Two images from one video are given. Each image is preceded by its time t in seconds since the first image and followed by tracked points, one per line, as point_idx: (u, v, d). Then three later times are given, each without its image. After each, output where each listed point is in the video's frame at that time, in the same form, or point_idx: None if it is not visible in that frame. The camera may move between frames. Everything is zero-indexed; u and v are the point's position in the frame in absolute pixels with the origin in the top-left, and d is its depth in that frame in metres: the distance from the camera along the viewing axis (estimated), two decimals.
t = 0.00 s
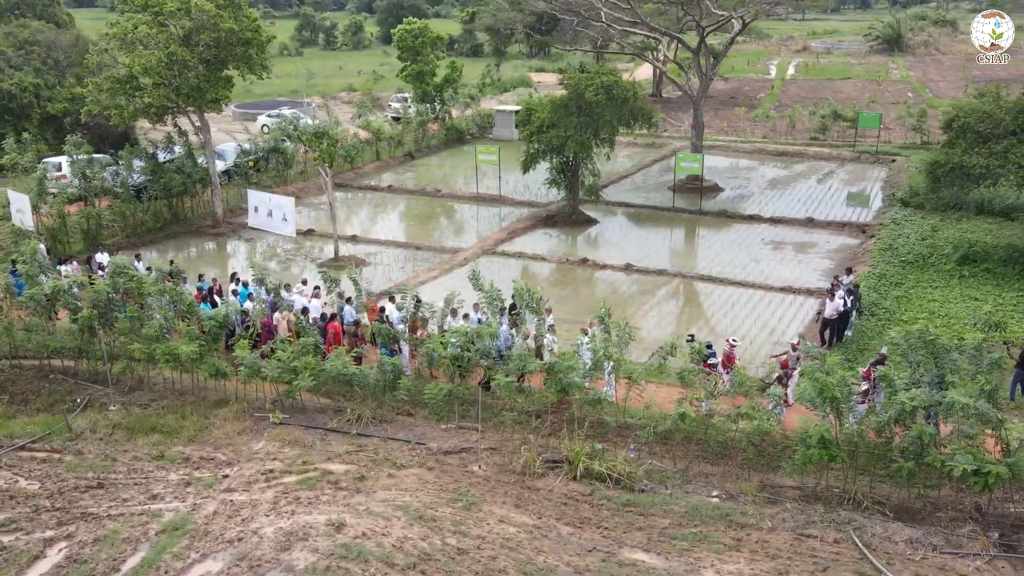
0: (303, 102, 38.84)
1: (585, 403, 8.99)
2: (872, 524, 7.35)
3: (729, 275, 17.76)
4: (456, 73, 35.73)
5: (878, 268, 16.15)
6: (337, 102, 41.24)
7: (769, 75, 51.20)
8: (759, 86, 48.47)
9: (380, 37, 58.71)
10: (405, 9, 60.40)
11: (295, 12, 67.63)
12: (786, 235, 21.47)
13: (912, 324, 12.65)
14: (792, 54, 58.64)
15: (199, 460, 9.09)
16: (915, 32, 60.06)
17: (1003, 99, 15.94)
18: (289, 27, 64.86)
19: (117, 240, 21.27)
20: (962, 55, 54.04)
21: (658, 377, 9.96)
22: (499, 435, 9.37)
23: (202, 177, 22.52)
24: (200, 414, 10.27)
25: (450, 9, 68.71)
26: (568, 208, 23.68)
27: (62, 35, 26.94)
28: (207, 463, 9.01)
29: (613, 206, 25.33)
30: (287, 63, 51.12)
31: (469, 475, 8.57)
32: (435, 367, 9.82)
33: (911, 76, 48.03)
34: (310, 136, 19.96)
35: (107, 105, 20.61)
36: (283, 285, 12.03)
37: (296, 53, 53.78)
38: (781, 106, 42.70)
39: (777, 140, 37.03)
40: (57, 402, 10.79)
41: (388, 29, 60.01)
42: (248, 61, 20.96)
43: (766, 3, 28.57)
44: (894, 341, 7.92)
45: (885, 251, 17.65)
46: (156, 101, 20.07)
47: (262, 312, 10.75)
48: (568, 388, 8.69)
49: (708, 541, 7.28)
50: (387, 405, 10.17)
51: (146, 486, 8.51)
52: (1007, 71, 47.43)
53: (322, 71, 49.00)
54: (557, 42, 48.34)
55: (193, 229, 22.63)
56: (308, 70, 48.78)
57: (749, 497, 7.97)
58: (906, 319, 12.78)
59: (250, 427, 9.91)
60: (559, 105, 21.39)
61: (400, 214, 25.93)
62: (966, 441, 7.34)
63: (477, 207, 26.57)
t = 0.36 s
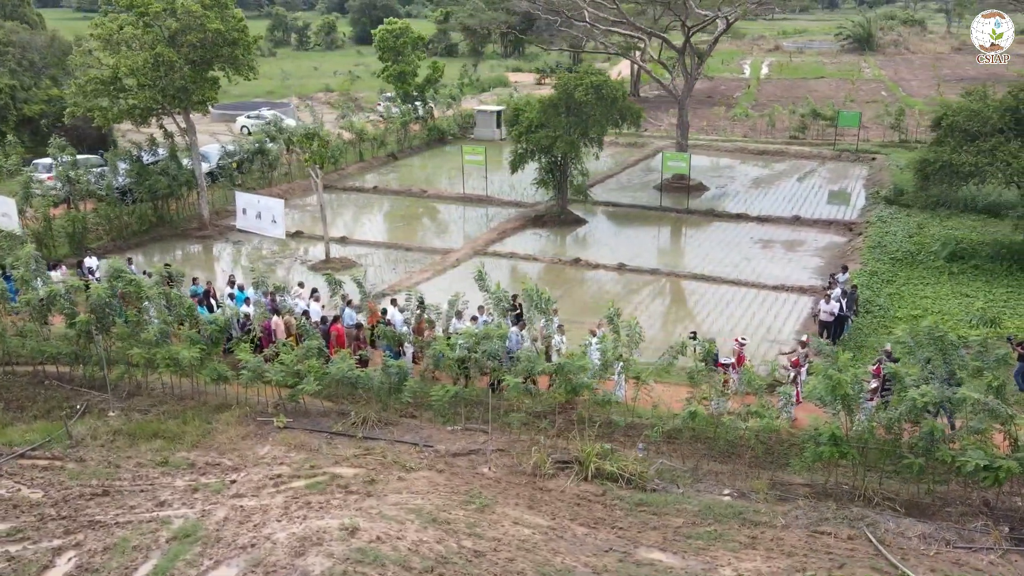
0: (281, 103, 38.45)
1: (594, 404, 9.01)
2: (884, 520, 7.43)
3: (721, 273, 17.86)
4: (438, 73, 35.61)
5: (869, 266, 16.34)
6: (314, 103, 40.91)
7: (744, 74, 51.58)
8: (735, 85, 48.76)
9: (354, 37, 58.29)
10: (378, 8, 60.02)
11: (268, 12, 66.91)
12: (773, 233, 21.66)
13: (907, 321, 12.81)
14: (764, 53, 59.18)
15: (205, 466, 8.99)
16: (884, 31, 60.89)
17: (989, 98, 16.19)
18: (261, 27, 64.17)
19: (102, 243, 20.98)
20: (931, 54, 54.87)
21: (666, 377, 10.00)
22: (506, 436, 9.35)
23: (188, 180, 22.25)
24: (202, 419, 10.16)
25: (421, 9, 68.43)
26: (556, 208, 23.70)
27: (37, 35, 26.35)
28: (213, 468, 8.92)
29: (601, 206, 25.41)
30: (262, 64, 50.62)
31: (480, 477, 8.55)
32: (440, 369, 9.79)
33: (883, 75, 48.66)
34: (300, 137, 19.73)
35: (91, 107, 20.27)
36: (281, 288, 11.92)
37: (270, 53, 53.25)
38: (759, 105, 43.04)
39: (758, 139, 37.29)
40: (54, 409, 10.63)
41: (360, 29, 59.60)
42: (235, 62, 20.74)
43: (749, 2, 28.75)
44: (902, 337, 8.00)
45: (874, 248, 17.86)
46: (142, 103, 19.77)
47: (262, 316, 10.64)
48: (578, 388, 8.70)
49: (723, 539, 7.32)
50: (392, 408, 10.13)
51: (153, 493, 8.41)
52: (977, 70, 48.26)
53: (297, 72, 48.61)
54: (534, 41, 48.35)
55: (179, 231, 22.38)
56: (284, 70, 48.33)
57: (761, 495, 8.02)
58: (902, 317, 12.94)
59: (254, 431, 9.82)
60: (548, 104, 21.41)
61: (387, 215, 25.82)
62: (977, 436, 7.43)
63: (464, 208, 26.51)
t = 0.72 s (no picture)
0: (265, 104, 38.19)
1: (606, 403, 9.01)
2: (900, 517, 7.50)
3: (718, 272, 17.95)
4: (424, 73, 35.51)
5: (865, 264, 16.48)
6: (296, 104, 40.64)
7: (724, 74, 51.83)
8: (717, 84, 48.98)
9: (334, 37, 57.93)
10: (358, 8, 59.72)
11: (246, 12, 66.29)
12: (766, 232, 21.76)
13: (907, 319, 12.94)
14: (743, 53, 59.52)
15: (215, 471, 8.92)
16: (860, 31, 61.46)
17: (981, 97, 16.40)
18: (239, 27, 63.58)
19: (92, 246, 20.75)
20: (907, 53, 55.46)
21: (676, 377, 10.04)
22: (518, 438, 9.34)
23: (179, 181, 22.04)
24: (209, 423, 10.08)
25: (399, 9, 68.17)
26: (549, 208, 23.71)
27: (19, 36, 25.99)
28: (223, 473, 8.85)
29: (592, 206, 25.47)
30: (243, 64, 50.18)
31: (493, 478, 8.54)
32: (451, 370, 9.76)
33: (861, 74, 49.12)
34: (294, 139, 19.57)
35: (81, 109, 20.01)
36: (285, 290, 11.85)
37: (250, 53, 52.79)
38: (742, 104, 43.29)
39: (743, 138, 37.47)
40: (57, 414, 10.51)
41: (339, 29, 59.19)
42: (226, 63, 20.58)
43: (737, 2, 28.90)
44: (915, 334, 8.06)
45: (868, 246, 18.01)
46: (133, 104, 19.56)
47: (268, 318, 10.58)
48: (591, 388, 8.73)
49: (742, 538, 7.34)
50: (400, 410, 10.09)
51: (164, 499, 8.33)
52: (953, 70, 48.84)
53: (278, 72, 48.26)
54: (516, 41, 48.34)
55: (170, 234, 22.18)
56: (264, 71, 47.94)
57: (776, 493, 8.07)
58: (902, 315, 13.07)
59: (263, 435, 9.76)
60: (542, 104, 21.44)
61: (379, 215, 25.71)
62: (990, 433, 7.51)
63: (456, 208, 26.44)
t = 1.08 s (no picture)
0: (255, 105, 37.97)
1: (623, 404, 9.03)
2: (919, 515, 7.53)
3: (719, 271, 18.00)
4: (418, 73, 35.42)
5: (867, 262, 16.58)
6: (285, 104, 40.42)
7: (712, 74, 51.91)
8: (706, 84, 49.08)
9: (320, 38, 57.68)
10: (344, 9, 59.48)
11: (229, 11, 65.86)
12: (766, 231, 21.85)
13: (911, 317, 13.03)
14: (730, 52, 59.67)
15: (229, 473, 8.88)
16: (844, 31, 61.76)
17: (979, 96, 16.52)
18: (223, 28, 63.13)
19: (90, 249, 20.60)
20: (892, 52, 55.81)
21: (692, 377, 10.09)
22: (531, 439, 9.35)
23: (177, 183, 21.89)
24: (220, 426, 10.03)
25: (383, 9, 67.79)
26: (547, 208, 23.71)
27: (10, 36, 25.71)
28: (237, 476, 8.81)
29: (592, 206, 25.51)
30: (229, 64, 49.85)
31: (510, 479, 8.55)
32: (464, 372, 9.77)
33: (847, 73, 49.35)
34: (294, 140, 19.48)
35: (77, 110, 19.83)
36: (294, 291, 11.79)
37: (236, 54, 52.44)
38: (731, 104, 43.40)
39: (736, 138, 37.55)
40: (65, 418, 10.42)
41: (324, 30, 58.78)
42: (224, 64, 20.47)
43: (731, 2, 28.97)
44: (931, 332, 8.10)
45: (868, 245, 18.10)
46: (131, 105, 19.40)
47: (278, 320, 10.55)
48: (606, 388, 8.77)
49: (762, 537, 7.35)
50: (413, 412, 10.08)
51: (180, 503, 8.28)
52: (938, 70, 49.16)
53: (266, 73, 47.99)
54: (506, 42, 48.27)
55: (168, 236, 22.05)
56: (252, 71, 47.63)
57: (793, 491, 8.10)
58: (907, 314, 13.14)
59: (275, 438, 9.72)
60: (542, 104, 21.44)
61: (377, 215, 25.60)
62: (1007, 429, 7.55)
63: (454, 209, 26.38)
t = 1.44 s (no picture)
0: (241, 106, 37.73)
1: (635, 404, 9.06)
2: (934, 511, 7.59)
3: (717, 270, 18.09)
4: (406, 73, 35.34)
5: (864, 261, 16.71)
6: (270, 105, 40.17)
7: (695, 73, 52.07)
8: (690, 83, 49.26)
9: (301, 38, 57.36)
10: (325, 9, 59.18)
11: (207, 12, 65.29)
12: (760, 230, 21.97)
13: (912, 314, 13.15)
14: (713, 52, 59.93)
15: (241, 477, 8.83)
16: (824, 31, 62.19)
17: (973, 95, 16.69)
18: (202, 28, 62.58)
19: (82, 251, 20.41)
20: (871, 51, 56.28)
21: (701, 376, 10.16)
22: (542, 440, 9.36)
23: (170, 185, 21.72)
24: (227, 429, 9.97)
25: (363, 8, 67.41)
26: (542, 208, 23.72)
27: None
28: (249, 480, 8.76)
29: (587, 205, 25.56)
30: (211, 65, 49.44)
31: (523, 479, 8.55)
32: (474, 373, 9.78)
33: (829, 72, 49.69)
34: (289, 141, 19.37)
35: (69, 111, 19.63)
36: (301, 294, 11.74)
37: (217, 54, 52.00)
38: (717, 104, 43.59)
39: (724, 137, 37.70)
40: (69, 422, 10.32)
41: (306, 30, 58.45)
42: (218, 65, 20.35)
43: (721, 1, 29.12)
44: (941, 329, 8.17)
45: (863, 243, 18.23)
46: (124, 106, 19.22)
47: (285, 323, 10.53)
48: (619, 388, 8.83)
49: (778, 534, 7.38)
50: (422, 413, 10.05)
51: (192, 507, 8.22)
52: (918, 69, 49.60)
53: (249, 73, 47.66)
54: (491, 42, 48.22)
55: (161, 238, 21.87)
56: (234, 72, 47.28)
57: (806, 489, 8.14)
58: (907, 312, 13.25)
59: (284, 441, 9.68)
60: (538, 104, 21.46)
61: (370, 216, 25.50)
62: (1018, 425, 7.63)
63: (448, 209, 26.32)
